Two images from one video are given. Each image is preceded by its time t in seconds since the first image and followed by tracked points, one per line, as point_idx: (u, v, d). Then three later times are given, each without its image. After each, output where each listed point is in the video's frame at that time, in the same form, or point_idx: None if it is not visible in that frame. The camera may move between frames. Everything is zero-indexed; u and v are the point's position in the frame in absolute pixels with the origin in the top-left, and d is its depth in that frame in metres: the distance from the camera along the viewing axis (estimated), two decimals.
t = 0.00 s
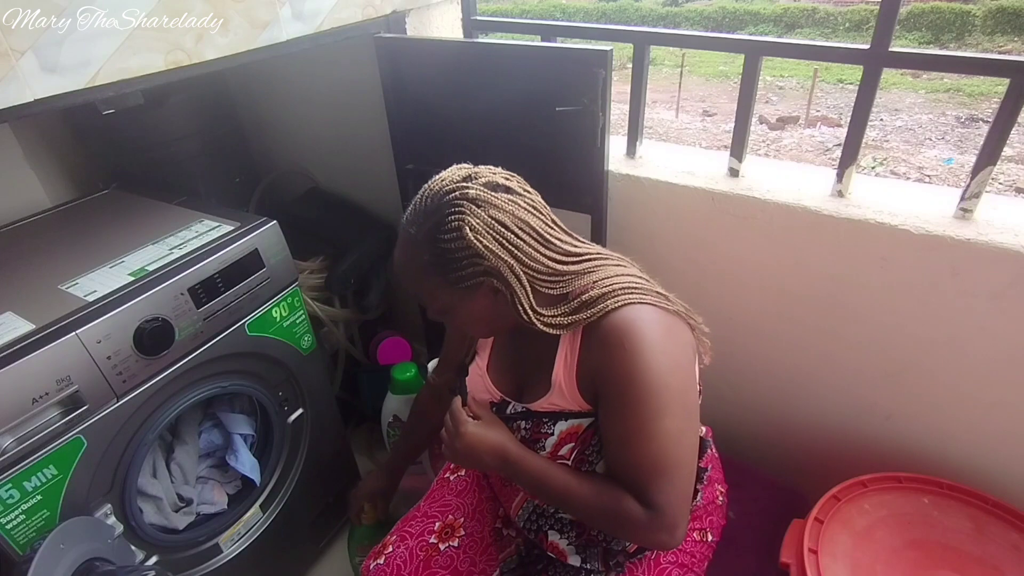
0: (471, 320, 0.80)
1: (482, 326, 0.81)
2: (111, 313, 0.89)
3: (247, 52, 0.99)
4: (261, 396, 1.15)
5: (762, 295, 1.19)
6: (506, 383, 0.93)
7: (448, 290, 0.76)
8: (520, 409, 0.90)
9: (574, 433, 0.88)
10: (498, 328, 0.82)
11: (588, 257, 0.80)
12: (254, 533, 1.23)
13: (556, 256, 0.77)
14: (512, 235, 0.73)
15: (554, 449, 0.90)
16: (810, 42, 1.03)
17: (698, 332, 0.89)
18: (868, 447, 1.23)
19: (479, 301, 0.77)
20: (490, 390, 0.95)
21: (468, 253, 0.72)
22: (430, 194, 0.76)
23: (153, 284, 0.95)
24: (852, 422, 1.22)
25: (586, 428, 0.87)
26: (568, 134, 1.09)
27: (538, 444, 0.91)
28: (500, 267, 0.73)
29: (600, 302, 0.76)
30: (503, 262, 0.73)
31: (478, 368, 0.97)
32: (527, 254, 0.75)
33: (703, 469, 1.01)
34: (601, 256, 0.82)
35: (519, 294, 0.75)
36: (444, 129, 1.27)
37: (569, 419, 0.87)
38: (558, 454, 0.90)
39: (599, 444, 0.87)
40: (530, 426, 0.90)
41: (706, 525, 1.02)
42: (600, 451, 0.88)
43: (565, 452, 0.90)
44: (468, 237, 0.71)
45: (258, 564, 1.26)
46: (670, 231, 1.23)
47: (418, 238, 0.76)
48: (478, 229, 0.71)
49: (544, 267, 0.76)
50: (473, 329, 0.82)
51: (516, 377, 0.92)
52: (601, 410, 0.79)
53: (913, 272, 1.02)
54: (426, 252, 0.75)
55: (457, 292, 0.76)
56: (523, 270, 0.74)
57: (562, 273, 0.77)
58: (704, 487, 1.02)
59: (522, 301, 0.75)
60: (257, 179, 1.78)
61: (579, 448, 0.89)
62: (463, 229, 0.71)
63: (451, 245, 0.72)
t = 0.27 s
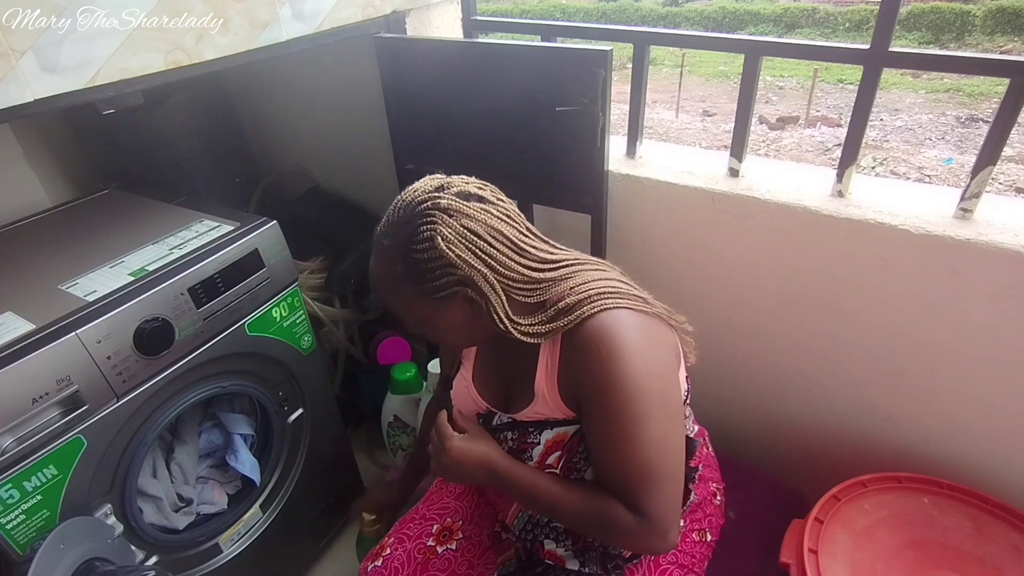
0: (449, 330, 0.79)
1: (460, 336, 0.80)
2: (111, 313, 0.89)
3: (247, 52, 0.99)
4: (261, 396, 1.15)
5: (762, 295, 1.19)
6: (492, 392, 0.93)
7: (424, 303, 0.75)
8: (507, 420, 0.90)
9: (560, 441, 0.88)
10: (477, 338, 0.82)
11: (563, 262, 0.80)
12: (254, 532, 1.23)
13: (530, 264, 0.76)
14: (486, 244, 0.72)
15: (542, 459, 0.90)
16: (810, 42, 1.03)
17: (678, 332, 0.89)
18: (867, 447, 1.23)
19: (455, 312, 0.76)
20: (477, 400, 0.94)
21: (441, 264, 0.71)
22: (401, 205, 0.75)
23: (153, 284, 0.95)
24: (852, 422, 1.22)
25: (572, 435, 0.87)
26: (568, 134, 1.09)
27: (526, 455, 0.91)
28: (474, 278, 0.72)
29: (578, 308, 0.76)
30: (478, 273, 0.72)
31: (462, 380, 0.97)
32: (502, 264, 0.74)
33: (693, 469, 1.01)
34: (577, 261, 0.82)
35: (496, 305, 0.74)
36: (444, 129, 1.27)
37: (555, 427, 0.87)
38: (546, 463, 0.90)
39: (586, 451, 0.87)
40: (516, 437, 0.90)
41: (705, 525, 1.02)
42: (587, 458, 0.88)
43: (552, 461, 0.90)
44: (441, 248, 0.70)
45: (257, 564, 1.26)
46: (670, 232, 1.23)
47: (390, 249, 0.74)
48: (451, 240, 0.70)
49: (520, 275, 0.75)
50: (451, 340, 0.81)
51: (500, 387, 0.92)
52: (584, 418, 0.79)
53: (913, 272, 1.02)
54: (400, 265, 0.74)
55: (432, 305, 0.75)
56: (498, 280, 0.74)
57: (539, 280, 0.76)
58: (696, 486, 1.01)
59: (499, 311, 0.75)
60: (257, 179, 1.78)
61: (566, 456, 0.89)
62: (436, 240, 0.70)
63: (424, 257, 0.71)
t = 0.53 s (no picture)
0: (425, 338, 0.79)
1: (436, 344, 0.81)
2: (111, 313, 0.89)
3: (247, 52, 0.99)
4: (261, 396, 1.15)
5: (761, 295, 1.19)
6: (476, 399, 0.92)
7: (399, 309, 0.76)
8: (489, 430, 0.90)
9: (542, 448, 0.88)
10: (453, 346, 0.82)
11: (536, 268, 0.80)
12: (254, 532, 1.23)
13: (504, 269, 0.77)
14: (462, 247, 0.73)
15: (525, 466, 0.90)
16: (810, 42, 1.03)
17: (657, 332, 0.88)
18: (867, 447, 1.23)
19: (431, 317, 0.76)
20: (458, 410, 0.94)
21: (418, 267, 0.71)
22: (377, 212, 0.75)
23: (152, 284, 0.95)
24: (851, 422, 1.22)
25: (553, 441, 0.87)
26: (568, 134, 1.09)
27: (509, 463, 0.91)
28: (450, 281, 0.72)
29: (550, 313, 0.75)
30: (455, 276, 0.73)
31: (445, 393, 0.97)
32: (477, 268, 0.74)
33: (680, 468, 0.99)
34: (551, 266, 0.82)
35: (472, 309, 0.75)
36: (445, 129, 1.27)
37: (535, 434, 0.87)
38: (529, 470, 0.90)
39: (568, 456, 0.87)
40: (499, 445, 0.90)
41: (698, 525, 1.02)
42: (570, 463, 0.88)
43: (535, 467, 0.90)
44: (418, 251, 0.71)
45: (257, 565, 1.26)
46: (669, 232, 1.23)
47: (366, 254, 0.75)
48: (427, 243, 0.71)
49: (495, 279, 0.76)
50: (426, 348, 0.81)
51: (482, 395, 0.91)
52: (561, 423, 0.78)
53: (912, 272, 1.02)
54: (376, 270, 0.74)
55: (409, 310, 0.75)
56: (474, 284, 0.74)
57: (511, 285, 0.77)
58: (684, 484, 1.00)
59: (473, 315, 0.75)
60: (257, 180, 1.78)
61: (549, 462, 0.89)
62: (413, 242, 0.71)
63: (401, 261, 0.71)
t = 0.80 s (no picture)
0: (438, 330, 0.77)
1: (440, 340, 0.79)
2: (111, 313, 0.89)
3: (247, 52, 0.99)
4: (260, 396, 1.15)
5: (761, 295, 1.19)
6: (475, 398, 0.92)
7: (414, 296, 0.73)
8: (489, 426, 0.90)
9: (543, 444, 0.88)
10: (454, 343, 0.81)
11: (546, 266, 0.80)
12: (255, 532, 1.23)
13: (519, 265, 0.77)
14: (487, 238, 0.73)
15: (526, 463, 0.90)
16: (810, 42, 1.03)
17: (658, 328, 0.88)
18: (867, 447, 1.23)
19: (447, 308, 0.75)
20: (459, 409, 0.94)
21: (447, 253, 0.70)
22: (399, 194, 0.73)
23: (152, 284, 0.95)
24: (852, 422, 1.22)
25: (555, 437, 0.87)
26: (568, 134, 1.09)
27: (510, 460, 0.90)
28: (475, 269, 0.72)
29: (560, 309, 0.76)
30: (478, 265, 0.72)
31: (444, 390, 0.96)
32: (497, 260, 0.74)
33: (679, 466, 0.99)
34: (561, 266, 0.82)
35: (486, 301, 0.74)
36: (444, 129, 1.27)
37: (537, 431, 0.86)
38: (530, 466, 0.90)
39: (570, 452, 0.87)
40: (500, 442, 0.90)
41: (694, 522, 1.03)
42: (571, 460, 0.88)
43: (537, 464, 0.89)
44: (448, 236, 0.70)
45: (257, 565, 1.25)
46: (670, 232, 1.23)
47: (389, 236, 0.72)
48: (457, 229, 0.70)
49: (509, 274, 0.75)
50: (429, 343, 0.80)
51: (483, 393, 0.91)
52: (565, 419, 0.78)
53: (912, 272, 1.02)
54: (397, 252, 0.72)
55: (424, 298, 0.73)
56: (493, 275, 0.74)
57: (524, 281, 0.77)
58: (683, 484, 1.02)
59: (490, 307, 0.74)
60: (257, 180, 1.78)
61: (550, 458, 0.89)
62: (444, 226, 0.69)
63: (427, 244, 0.70)
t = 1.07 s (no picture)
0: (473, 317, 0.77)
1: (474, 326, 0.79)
2: (111, 313, 0.89)
3: (247, 52, 0.99)
4: (261, 396, 1.15)
5: (762, 295, 1.19)
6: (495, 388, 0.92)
7: (464, 278, 0.73)
8: (506, 416, 0.90)
9: (559, 439, 0.87)
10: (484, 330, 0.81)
11: (587, 264, 0.80)
12: (254, 532, 1.23)
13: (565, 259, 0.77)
14: (544, 227, 0.74)
15: (540, 455, 0.89)
16: (810, 42, 1.03)
17: (685, 336, 0.88)
18: (867, 447, 1.23)
19: (491, 296, 0.75)
20: (477, 396, 0.94)
21: (506, 239, 0.71)
22: (458, 173, 0.73)
23: (152, 284, 0.95)
24: (852, 422, 1.22)
25: (571, 433, 0.86)
26: (568, 134, 1.09)
27: (524, 450, 0.91)
28: (530, 259, 0.73)
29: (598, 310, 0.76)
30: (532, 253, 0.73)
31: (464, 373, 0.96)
32: (549, 251, 0.75)
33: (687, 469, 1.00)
34: (602, 267, 0.83)
35: (532, 290, 0.75)
36: (444, 129, 1.27)
37: (553, 424, 0.86)
38: (543, 460, 0.89)
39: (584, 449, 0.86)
40: (515, 432, 0.90)
41: (698, 523, 1.02)
42: (585, 457, 0.86)
43: (550, 458, 0.89)
44: (512, 222, 0.70)
45: (257, 565, 1.25)
46: (670, 232, 1.23)
47: (447, 215, 0.72)
48: (520, 216, 0.71)
49: (554, 267, 0.76)
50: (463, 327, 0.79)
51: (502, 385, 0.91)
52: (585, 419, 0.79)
53: (912, 272, 1.02)
54: (455, 231, 0.71)
55: (474, 281, 0.73)
56: (543, 266, 0.74)
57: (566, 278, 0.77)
58: (692, 490, 1.02)
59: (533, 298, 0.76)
60: (257, 180, 1.78)
61: (565, 453, 0.88)
62: (508, 212, 0.70)
63: (490, 227, 0.70)
